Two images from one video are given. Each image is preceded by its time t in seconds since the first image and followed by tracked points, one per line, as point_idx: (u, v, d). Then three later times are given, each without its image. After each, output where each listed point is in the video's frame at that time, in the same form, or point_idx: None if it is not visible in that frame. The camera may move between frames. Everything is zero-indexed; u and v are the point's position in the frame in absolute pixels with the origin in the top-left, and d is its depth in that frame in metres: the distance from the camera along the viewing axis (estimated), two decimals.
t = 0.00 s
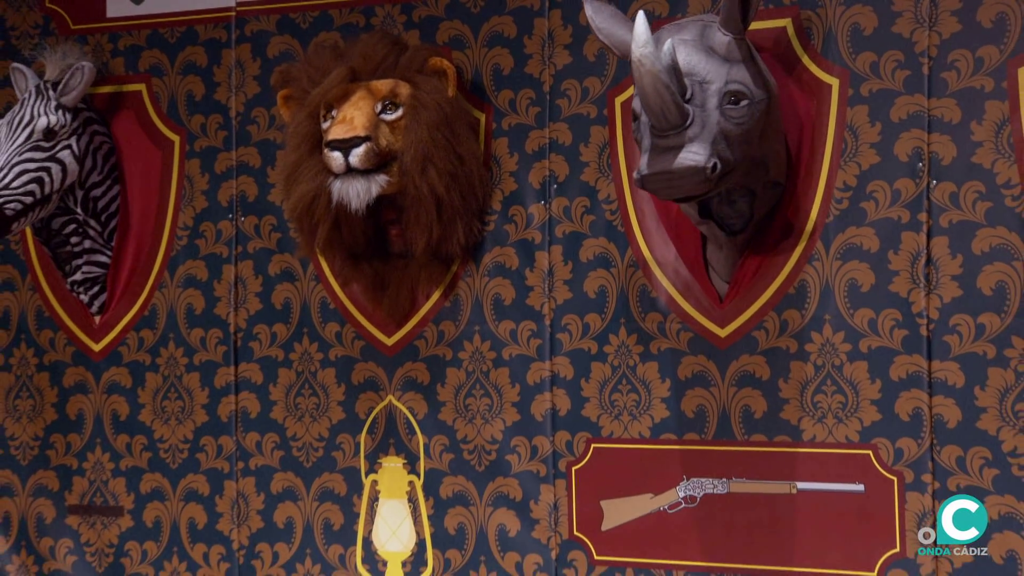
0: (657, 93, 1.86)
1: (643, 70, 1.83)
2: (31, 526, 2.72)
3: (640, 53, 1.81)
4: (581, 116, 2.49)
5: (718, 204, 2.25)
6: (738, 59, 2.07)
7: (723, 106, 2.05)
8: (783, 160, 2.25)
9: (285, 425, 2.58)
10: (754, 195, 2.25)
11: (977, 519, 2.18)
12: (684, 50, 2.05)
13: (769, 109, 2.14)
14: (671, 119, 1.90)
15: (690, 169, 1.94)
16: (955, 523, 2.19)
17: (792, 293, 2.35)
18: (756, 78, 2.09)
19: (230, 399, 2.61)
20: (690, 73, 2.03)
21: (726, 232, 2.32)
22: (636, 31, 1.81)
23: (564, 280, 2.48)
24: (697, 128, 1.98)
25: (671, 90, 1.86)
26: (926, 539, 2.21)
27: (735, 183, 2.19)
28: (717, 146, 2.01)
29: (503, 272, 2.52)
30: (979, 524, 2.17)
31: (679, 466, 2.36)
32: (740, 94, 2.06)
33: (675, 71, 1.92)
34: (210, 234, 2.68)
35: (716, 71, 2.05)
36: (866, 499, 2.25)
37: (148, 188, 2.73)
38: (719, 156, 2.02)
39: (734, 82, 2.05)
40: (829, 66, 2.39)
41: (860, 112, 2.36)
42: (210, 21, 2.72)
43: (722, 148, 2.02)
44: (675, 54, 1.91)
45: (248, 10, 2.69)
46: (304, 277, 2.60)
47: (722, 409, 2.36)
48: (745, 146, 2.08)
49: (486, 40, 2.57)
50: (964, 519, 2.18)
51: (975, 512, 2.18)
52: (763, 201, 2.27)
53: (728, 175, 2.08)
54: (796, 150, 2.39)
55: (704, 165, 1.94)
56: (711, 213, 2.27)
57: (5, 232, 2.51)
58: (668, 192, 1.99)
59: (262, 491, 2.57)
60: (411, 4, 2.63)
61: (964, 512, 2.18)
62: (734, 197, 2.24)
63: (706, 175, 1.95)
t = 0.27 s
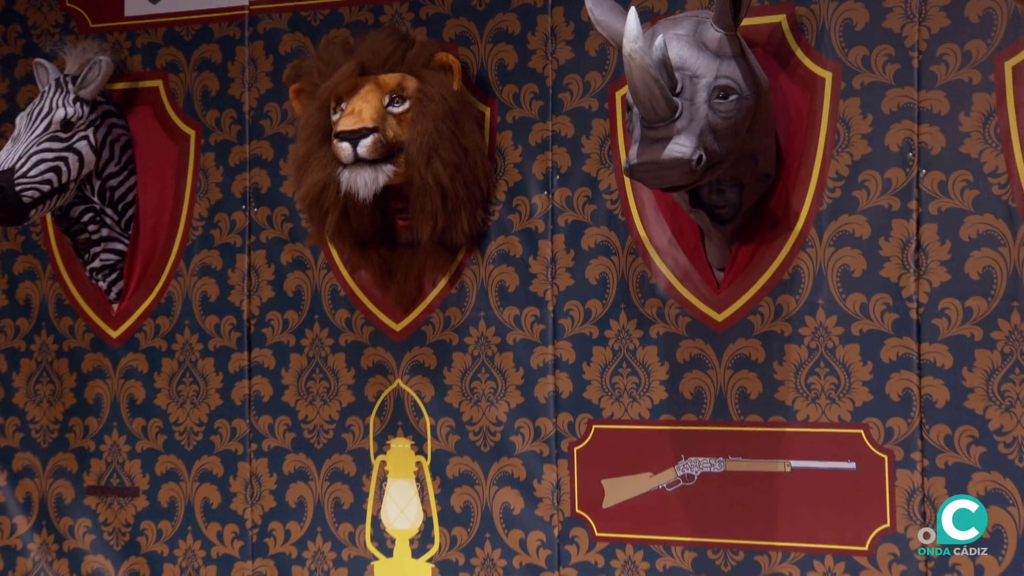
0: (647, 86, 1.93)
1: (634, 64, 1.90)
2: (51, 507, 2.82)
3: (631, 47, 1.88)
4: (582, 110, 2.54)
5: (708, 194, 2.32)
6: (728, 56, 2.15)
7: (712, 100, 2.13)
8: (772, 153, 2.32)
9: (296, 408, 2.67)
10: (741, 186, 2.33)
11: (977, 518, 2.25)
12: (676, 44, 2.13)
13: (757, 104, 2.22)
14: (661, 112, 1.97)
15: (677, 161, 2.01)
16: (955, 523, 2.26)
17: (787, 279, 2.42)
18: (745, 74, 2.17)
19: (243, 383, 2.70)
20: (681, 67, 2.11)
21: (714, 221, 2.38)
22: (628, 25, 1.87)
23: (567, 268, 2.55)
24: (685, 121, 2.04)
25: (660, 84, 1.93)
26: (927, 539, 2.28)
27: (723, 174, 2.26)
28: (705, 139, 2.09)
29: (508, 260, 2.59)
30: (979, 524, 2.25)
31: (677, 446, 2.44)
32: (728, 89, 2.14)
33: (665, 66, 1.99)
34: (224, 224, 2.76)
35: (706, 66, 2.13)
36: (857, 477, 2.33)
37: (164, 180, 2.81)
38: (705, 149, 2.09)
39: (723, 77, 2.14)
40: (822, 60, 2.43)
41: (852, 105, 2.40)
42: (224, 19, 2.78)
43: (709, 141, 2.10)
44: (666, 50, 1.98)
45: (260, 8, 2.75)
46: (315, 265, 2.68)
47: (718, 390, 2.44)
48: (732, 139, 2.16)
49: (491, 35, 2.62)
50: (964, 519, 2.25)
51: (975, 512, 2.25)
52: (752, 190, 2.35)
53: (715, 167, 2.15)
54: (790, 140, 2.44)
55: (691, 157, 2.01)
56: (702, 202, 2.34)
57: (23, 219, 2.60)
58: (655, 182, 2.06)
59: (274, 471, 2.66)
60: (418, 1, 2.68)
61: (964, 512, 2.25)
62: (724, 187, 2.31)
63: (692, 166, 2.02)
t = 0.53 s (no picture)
0: (639, 76, 2.02)
1: (628, 54, 1.99)
2: (70, 487, 2.92)
3: (625, 37, 1.96)
4: (582, 103, 2.61)
5: (700, 180, 2.42)
6: (722, 49, 2.24)
7: (705, 91, 2.22)
8: (764, 143, 2.41)
9: (306, 392, 2.76)
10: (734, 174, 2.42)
11: (977, 518, 2.32)
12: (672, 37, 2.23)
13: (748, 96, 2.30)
14: (653, 101, 2.06)
15: (667, 148, 2.10)
16: (955, 523, 2.33)
17: (779, 266, 2.49)
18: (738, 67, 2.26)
19: (255, 367, 2.80)
20: (675, 58, 2.20)
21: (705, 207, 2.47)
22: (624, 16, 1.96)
23: (567, 256, 2.62)
24: (676, 110, 2.14)
25: (652, 74, 2.02)
26: (927, 539, 2.35)
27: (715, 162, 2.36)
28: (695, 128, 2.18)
29: (510, 248, 2.66)
30: (979, 524, 2.32)
31: (675, 427, 2.52)
32: (720, 81, 2.23)
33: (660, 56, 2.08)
34: (236, 215, 2.84)
35: (700, 58, 2.22)
36: (847, 455, 2.41)
37: (177, 173, 2.90)
38: (695, 138, 2.18)
39: (716, 69, 2.23)
40: (813, 55, 2.49)
41: (842, 97, 2.46)
42: (236, 17, 2.87)
43: (699, 131, 2.19)
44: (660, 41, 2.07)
45: (271, 7, 2.83)
46: (324, 254, 2.77)
47: (713, 373, 2.52)
48: (722, 130, 2.25)
49: (494, 32, 2.70)
50: (964, 519, 2.33)
51: (975, 512, 2.32)
52: (744, 180, 2.44)
53: (706, 155, 2.24)
54: (782, 131, 2.50)
55: (680, 144, 2.10)
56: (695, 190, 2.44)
57: (20, 203, 2.69)
58: (645, 168, 2.15)
59: (285, 453, 2.76)
60: None
61: (965, 512, 2.33)
62: (715, 175, 2.41)
63: (681, 153, 2.11)
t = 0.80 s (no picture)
0: (634, 63, 2.11)
1: (622, 43, 2.08)
2: (85, 469, 3.02)
3: (619, 27, 2.05)
4: (580, 97, 2.70)
5: (693, 168, 2.51)
6: (713, 41, 2.34)
7: (697, 80, 2.31)
8: (754, 132, 2.51)
9: (314, 376, 2.85)
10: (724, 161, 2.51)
11: (977, 518, 2.39)
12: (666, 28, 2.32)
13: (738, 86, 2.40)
14: (646, 87, 2.15)
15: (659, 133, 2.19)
16: (955, 523, 2.41)
17: (771, 252, 2.58)
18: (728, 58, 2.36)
19: (264, 353, 2.89)
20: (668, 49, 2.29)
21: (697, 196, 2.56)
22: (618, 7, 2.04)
23: (566, 244, 2.71)
24: (670, 98, 2.22)
25: (646, 61, 2.11)
26: (927, 539, 2.43)
27: (707, 150, 2.45)
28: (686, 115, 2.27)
29: (511, 237, 2.75)
30: (979, 523, 2.39)
31: (669, 408, 2.61)
32: (711, 71, 2.32)
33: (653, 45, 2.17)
34: (246, 207, 2.93)
35: (692, 49, 2.31)
36: (836, 434, 2.50)
37: (188, 165, 2.99)
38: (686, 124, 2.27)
39: (708, 59, 2.32)
40: (803, 49, 2.57)
41: (831, 90, 2.54)
42: (247, 16, 2.95)
43: (691, 118, 2.28)
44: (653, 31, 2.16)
45: (280, 5, 2.92)
46: (331, 244, 2.86)
47: (707, 355, 2.60)
48: (713, 118, 2.34)
49: (495, 28, 2.77)
50: (965, 518, 2.40)
51: (975, 511, 2.39)
52: (734, 167, 2.53)
53: (697, 142, 2.33)
54: (773, 122, 2.59)
55: (672, 130, 2.19)
56: (688, 177, 2.53)
57: (22, 185, 2.82)
58: (638, 154, 2.24)
59: (293, 435, 2.85)
60: None
61: (964, 510, 2.40)
62: (707, 163, 2.50)
63: (672, 139, 2.20)
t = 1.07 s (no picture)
0: (634, 52, 2.20)
1: (622, 33, 2.17)
2: (104, 449, 3.12)
3: (619, 17, 2.14)
4: (581, 89, 2.78)
5: (689, 156, 2.61)
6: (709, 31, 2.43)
7: (694, 69, 2.40)
8: (748, 121, 2.61)
9: (324, 360, 2.95)
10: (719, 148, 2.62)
11: (977, 518, 2.48)
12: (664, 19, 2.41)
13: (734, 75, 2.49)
14: (645, 75, 2.24)
15: (658, 120, 2.28)
16: (955, 524, 2.49)
17: (765, 238, 2.67)
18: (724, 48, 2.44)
19: (276, 337, 2.98)
20: (667, 39, 2.38)
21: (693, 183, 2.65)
22: None
23: (567, 231, 2.80)
24: (668, 86, 2.32)
25: (644, 50, 2.21)
26: (927, 539, 2.52)
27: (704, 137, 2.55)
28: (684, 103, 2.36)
29: (514, 224, 2.84)
30: (979, 523, 2.48)
31: (667, 389, 2.71)
32: (707, 61, 2.41)
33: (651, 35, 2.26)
34: (258, 196, 3.02)
35: (690, 40, 2.40)
36: (827, 413, 2.61)
37: (201, 158, 3.07)
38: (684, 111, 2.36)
39: (704, 49, 2.41)
40: (796, 42, 2.66)
41: (823, 81, 2.63)
42: (259, 13, 3.03)
43: (688, 105, 2.37)
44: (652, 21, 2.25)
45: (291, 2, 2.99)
46: (340, 231, 2.95)
47: (703, 337, 2.70)
48: (710, 105, 2.43)
49: (499, 23, 2.85)
50: (965, 518, 2.49)
51: (976, 511, 2.48)
52: (729, 156, 2.63)
53: (695, 128, 2.42)
54: (767, 113, 2.68)
55: (670, 116, 2.28)
56: (685, 166, 2.63)
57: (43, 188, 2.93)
58: (638, 140, 2.33)
59: (304, 416, 2.95)
60: None
61: (965, 510, 2.49)
62: (703, 150, 2.60)
63: (671, 125, 2.29)
